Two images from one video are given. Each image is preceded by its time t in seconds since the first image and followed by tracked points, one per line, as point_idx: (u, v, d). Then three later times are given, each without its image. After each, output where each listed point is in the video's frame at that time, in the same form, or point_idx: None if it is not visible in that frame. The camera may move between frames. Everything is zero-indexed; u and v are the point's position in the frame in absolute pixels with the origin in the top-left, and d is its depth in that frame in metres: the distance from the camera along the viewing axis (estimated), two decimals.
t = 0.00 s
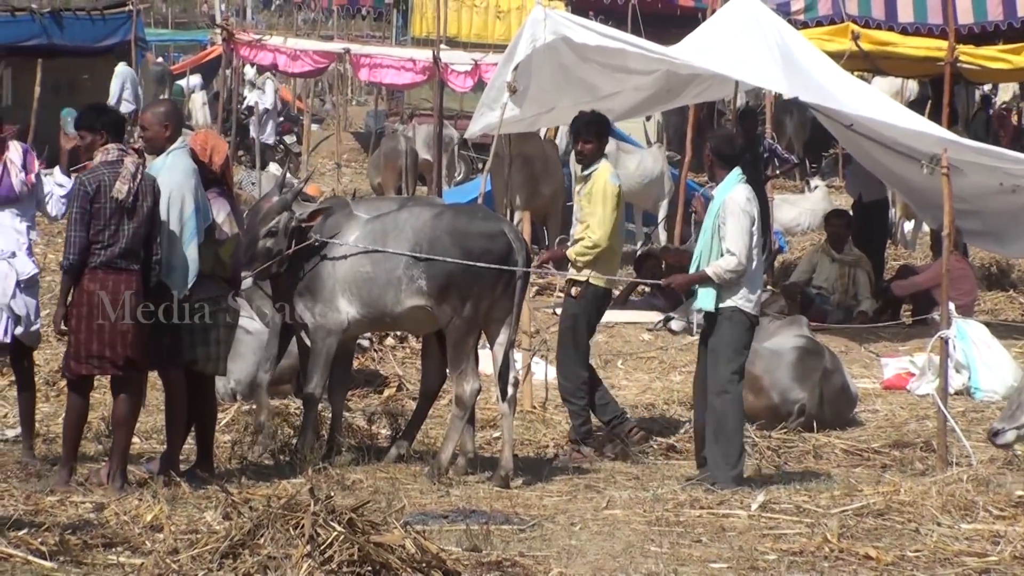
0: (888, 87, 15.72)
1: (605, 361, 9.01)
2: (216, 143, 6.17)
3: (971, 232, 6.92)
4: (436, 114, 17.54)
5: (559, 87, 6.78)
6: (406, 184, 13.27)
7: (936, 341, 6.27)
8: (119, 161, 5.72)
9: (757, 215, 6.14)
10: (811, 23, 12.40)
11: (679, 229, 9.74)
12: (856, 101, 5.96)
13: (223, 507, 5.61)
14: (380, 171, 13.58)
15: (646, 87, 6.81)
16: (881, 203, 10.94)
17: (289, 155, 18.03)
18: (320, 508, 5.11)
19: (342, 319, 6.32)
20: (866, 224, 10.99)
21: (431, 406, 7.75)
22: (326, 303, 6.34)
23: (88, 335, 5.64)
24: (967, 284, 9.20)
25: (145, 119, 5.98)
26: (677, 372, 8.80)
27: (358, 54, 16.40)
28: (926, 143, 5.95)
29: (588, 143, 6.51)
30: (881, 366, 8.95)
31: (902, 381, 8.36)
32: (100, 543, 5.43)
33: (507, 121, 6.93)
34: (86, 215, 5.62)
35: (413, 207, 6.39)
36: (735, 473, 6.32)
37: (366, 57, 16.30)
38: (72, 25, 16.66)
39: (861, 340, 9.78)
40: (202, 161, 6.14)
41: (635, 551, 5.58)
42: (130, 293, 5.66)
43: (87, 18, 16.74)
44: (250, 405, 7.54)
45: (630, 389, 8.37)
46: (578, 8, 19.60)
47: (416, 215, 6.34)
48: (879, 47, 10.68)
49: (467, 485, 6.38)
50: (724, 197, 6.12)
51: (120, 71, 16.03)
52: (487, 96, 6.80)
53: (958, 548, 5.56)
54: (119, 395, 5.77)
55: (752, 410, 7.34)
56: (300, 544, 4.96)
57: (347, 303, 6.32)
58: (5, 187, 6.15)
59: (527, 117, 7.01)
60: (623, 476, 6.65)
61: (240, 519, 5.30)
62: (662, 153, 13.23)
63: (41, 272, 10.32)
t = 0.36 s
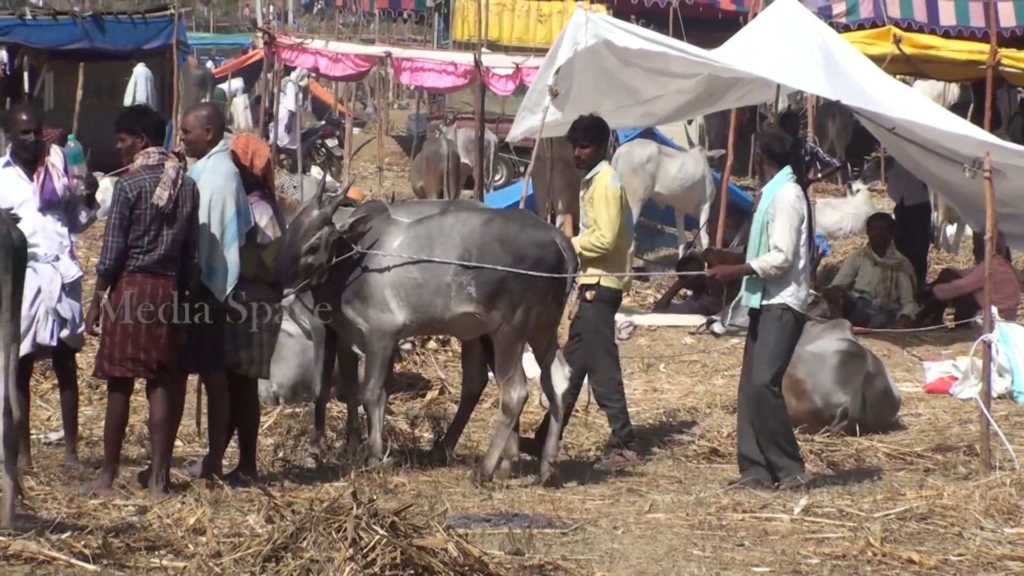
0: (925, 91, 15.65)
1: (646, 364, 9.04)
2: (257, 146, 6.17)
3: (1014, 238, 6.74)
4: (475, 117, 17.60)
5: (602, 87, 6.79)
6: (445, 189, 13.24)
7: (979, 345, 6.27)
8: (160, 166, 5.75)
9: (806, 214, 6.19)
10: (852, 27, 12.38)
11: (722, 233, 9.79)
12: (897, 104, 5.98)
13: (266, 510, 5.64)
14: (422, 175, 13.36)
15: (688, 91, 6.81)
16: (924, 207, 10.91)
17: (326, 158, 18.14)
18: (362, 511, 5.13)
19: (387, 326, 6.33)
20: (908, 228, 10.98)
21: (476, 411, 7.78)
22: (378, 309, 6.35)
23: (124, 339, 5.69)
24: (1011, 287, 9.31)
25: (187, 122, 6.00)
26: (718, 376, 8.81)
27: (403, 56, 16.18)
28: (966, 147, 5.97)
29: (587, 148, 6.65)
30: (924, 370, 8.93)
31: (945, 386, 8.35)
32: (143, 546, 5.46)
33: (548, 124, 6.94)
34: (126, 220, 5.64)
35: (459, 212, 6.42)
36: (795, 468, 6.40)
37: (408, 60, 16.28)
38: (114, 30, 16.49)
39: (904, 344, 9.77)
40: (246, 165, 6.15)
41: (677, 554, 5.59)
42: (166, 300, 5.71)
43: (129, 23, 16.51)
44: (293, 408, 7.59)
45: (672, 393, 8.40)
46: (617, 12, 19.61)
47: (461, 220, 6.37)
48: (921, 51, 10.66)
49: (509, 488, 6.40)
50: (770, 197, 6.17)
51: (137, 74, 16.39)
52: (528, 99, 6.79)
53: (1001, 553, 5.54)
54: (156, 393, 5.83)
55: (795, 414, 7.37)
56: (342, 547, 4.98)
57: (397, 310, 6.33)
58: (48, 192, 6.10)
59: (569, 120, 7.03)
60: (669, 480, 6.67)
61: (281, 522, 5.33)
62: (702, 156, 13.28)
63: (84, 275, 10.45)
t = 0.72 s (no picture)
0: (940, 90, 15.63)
1: (662, 364, 9.06)
2: (274, 147, 6.22)
3: None
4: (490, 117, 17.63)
5: (618, 87, 6.79)
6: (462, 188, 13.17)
7: (995, 345, 6.28)
8: (186, 167, 5.77)
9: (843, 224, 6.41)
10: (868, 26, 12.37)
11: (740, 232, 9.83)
12: (915, 105, 5.98)
13: (282, 510, 5.67)
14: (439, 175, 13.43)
15: (705, 90, 6.82)
16: (940, 206, 10.91)
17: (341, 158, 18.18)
18: (379, 511, 5.15)
19: (430, 321, 6.36)
20: (924, 228, 10.98)
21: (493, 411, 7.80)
22: (410, 306, 6.39)
23: (158, 342, 5.72)
24: None
25: (205, 122, 6.03)
26: (734, 376, 8.83)
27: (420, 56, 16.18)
28: (982, 146, 6.01)
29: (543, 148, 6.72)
30: (940, 369, 8.94)
31: (960, 385, 8.36)
32: (159, 546, 5.47)
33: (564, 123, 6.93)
34: (157, 221, 5.65)
35: (506, 210, 6.44)
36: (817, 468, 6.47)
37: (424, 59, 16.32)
38: (130, 28, 16.85)
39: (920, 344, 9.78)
40: (263, 166, 6.20)
41: (693, 554, 5.60)
42: (196, 301, 5.76)
43: (145, 21, 16.97)
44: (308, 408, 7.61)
45: (688, 392, 8.41)
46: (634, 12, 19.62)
47: (503, 220, 6.39)
48: (938, 51, 10.66)
49: (525, 488, 6.42)
50: (825, 203, 6.26)
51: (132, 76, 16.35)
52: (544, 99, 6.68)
53: (1016, 552, 5.55)
54: (182, 394, 5.83)
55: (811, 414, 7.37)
56: (358, 547, 5.00)
57: (436, 306, 6.35)
58: (63, 191, 6.15)
59: (586, 119, 7.04)
60: (686, 480, 6.68)
61: (298, 522, 5.35)
62: (718, 156, 13.34)
63: (101, 275, 10.49)
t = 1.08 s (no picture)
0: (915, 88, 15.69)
1: (637, 361, 9.08)
2: (247, 143, 6.15)
3: (1005, 232, 6.83)
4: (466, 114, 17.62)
5: (593, 87, 6.77)
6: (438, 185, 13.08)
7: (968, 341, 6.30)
8: (164, 164, 5.75)
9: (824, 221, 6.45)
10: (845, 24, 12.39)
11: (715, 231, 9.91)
12: (890, 102, 5.99)
13: (256, 507, 5.63)
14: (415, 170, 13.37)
15: (680, 87, 6.80)
16: (915, 203, 10.94)
17: (317, 154, 18.13)
18: (353, 508, 5.12)
19: (428, 320, 6.37)
20: (899, 225, 11.01)
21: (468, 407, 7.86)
22: (404, 306, 6.39)
23: (135, 339, 5.71)
24: (1001, 283, 9.30)
25: (179, 119, 5.97)
26: (710, 372, 8.83)
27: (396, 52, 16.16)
28: (957, 143, 6.02)
29: (467, 140, 7.21)
30: (914, 365, 8.97)
31: (934, 381, 8.38)
32: (132, 544, 5.44)
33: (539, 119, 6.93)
34: (132, 217, 5.61)
35: (505, 209, 6.47)
36: (792, 466, 6.50)
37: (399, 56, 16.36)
38: (105, 25, 16.66)
39: (894, 340, 9.81)
40: (235, 162, 6.13)
41: (667, 550, 5.59)
42: (173, 299, 5.73)
43: (121, 18, 16.70)
44: (283, 404, 7.51)
45: (663, 389, 8.41)
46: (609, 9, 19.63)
47: (497, 219, 6.42)
48: (912, 48, 10.70)
49: (500, 485, 6.41)
50: (813, 203, 6.29)
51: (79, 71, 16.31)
52: (518, 96, 6.81)
53: (990, 548, 5.56)
54: (156, 393, 5.83)
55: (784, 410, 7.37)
56: (332, 544, 4.97)
57: (435, 306, 6.36)
58: (37, 189, 6.07)
59: (561, 115, 7.02)
60: (659, 476, 6.68)
61: (271, 518, 5.32)
62: (692, 153, 13.43)
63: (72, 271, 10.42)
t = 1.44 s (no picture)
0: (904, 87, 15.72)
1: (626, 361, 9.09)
2: (235, 141, 6.15)
3: (994, 231, 6.85)
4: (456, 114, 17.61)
5: (579, 86, 6.78)
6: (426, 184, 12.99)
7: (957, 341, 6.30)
8: (151, 164, 5.74)
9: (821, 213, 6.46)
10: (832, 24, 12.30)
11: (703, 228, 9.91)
12: (878, 101, 6.00)
13: (244, 506, 5.63)
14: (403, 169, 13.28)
15: (668, 87, 6.80)
16: (904, 202, 10.94)
17: (306, 154, 18.12)
18: (342, 508, 5.11)
19: (451, 322, 6.34)
20: (889, 224, 11.01)
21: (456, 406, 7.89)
22: (426, 308, 6.35)
23: (121, 339, 5.69)
24: (989, 282, 9.30)
25: (167, 118, 5.95)
26: (698, 371, 8.83)
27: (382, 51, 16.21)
28: (947, 142, 6.02)
29: (417, 131, 7.27)
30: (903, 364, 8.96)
31: (923, 381, 8.37)
32: (121, 543, 5.43)
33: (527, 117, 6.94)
34: (116, 216, 5.61)
35: (523, 210, 6.45)
36: (785, 463, 6.48)
37: (388, 56, 16.36)
38: (92, 24, 16.62)
39: (883, 340, 9.82)
40: (221, 161, 6.11)
41: (656, 550, 5.58)
42: (159, 299, 5.72)
43: (108, 17, 16.71)
44: (271, 404, 7.51)
45: (651, 389, 8.41)
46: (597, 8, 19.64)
47: (514, 220, 6.40)
48: (900, 46, 10.70)
49: (488, 485, 6.41)
50: (809, 195, 6.30)
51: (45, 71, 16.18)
52: (506, 94, 6.77)
53: (979, 547, 5.55)
54: (144, 393, 5.83)
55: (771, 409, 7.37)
56: (321, 544, 4.96)
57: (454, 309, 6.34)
58: (29, 188, 6.02)
59: (548, 114, 7.01)
60: (645, 476, 6.67)
61: (260, 518, 5.31)
62: (679, 152, 13.48)
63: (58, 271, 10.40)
